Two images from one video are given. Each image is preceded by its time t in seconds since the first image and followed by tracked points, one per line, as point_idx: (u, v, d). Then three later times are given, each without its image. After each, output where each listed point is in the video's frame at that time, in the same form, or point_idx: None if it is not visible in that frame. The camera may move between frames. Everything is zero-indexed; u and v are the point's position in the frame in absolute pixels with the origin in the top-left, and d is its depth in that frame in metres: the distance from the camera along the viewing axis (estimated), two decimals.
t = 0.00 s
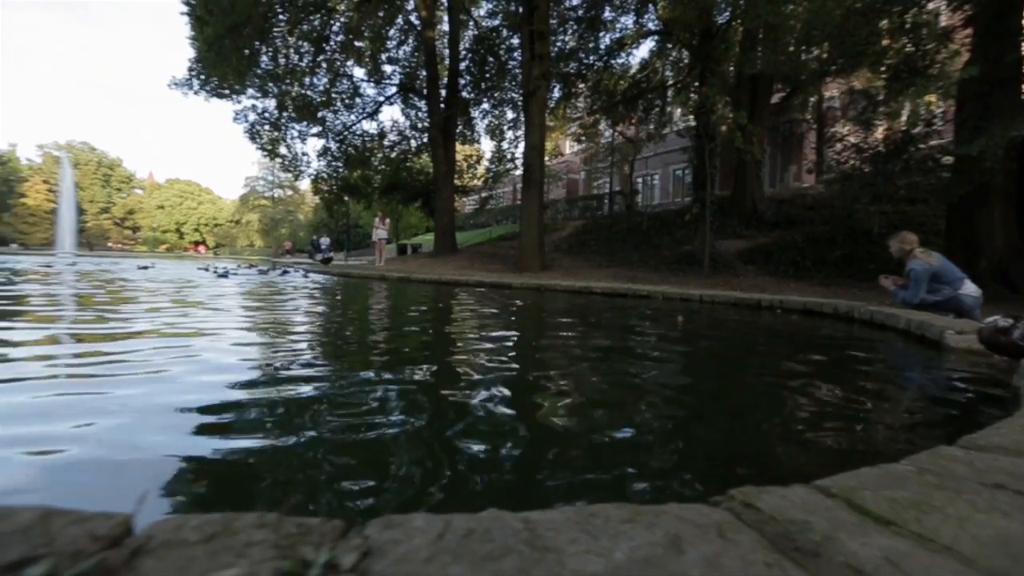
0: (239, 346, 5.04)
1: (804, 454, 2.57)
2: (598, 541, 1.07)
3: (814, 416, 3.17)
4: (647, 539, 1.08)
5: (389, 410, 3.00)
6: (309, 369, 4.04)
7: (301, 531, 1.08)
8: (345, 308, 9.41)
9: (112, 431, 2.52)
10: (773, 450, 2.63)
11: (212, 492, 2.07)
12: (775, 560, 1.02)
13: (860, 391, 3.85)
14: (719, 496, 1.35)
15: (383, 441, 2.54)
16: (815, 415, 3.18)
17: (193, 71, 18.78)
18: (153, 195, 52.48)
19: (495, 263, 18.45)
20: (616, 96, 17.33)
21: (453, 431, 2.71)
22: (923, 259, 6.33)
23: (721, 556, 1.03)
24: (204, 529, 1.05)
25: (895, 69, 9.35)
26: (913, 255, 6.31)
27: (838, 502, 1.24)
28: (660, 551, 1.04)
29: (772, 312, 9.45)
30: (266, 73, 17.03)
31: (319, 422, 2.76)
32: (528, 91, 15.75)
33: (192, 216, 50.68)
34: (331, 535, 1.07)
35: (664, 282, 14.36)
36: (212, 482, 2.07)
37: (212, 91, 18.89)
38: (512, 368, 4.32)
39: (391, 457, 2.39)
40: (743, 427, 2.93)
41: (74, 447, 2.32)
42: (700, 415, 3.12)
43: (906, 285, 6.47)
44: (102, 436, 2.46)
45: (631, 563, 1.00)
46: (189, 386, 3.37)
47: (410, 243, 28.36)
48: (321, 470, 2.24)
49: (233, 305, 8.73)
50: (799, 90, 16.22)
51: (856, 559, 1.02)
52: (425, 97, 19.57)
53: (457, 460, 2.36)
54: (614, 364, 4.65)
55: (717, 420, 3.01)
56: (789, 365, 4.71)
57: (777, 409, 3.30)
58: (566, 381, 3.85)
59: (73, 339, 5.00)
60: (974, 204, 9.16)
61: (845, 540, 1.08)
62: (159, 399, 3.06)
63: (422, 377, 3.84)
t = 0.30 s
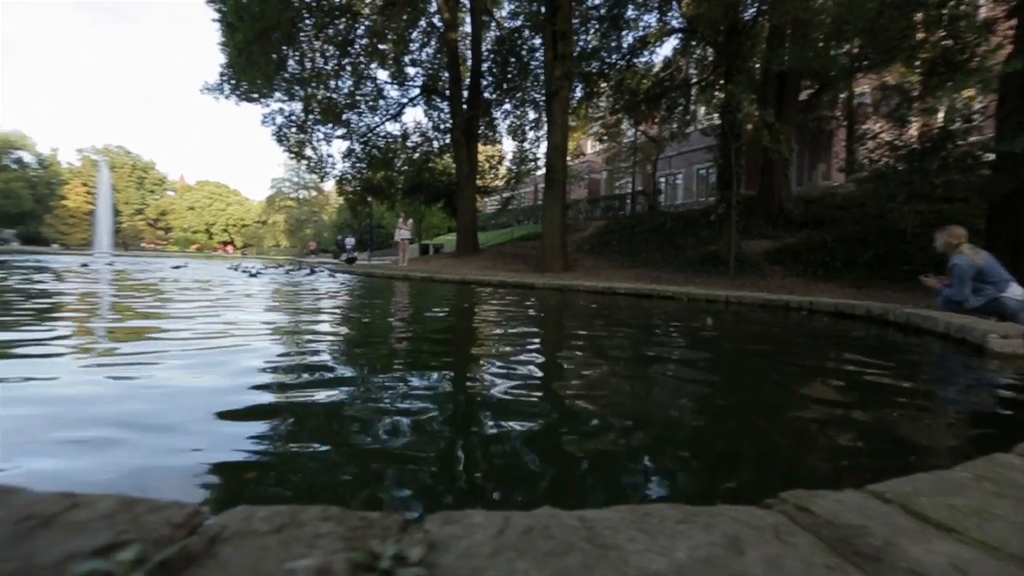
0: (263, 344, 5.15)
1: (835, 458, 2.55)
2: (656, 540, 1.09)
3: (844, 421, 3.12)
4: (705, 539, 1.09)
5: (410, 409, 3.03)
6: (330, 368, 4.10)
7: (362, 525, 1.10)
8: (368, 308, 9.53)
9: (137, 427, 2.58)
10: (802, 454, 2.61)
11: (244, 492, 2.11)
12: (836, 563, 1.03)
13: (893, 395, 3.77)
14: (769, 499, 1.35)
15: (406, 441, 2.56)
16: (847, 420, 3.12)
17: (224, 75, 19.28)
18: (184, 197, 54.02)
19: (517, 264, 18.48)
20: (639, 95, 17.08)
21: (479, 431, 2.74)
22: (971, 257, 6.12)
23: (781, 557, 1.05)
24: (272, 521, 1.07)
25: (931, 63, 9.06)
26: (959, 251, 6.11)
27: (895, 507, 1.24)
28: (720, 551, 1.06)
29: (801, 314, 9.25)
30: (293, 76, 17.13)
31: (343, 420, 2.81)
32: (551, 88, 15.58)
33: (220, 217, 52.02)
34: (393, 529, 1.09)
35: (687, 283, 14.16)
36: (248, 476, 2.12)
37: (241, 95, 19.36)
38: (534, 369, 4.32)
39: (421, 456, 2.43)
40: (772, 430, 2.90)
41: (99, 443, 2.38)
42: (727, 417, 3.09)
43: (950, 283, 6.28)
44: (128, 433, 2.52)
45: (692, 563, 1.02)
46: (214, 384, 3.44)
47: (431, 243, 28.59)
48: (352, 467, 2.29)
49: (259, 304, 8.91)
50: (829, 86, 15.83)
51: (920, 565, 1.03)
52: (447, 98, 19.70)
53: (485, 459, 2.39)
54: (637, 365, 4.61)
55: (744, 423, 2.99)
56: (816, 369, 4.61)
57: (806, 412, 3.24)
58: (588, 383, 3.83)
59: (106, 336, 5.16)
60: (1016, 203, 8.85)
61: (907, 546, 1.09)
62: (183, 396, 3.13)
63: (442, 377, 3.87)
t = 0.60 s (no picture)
0: (291, 343, 5.27)
1: (872, 462, 2.51)
2: (723, 543, 1.10)
3: (881, 425, 3.06)
4: (772, 542, 1.10)
5: (437, 407, 3.10)
6: (357, 367, 4.19)
7: (429, 521, 1.12)
8: (394, 308, 9.66)
9: (173, 421, 2.68)
10: (838, 457, 2.58)
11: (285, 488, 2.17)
12: (912, 569, 1.03)
13: (933, 399, 3.67)
14: (829, 505, 1.37)
15: (435, 440, 2.61)
16: (884, 424, 3.06)
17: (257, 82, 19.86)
18: (217, 200, 55.78)
19: (542, 265, 18.52)
20: (665, 94, 16.68)
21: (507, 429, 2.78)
22: None
23: (851, 561, 1.06)
24: (343, 514, 1.09)
25: (974, 55, 8.85)
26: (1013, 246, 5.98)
27: (965, 516, 1.23)
28: (787, 554, 1.07)
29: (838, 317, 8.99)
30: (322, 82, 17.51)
31: (372, 417, 2.88)
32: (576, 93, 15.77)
33: (251, 219, 53.48)
34: (460, 525, 1.10)
35: (714, 284, 13.91)
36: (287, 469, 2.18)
37: (273, 100, 19.90)
38: (559, 370, 4.33)
39: (452, 453, 2.48)
40: (805, 433, 2.87)
41: (138, 437, 2.45)
42: (758, 419, 3.06)
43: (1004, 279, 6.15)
44: (161, 428, 2.59)
45: (762, 564, 1.03)
46: (246, 380, 3.55)
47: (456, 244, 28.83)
48: (387, 463, 2.35)
49: (288, 305, 9.13)
50: (864, 82, 15.36)
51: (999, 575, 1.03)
52: (473, 100, 19.85)
53: (516, 458, 2.43)
54: (662, 367, 4.56)
55: (776, 425, 2.96)
56: (849, 372, 4.51)
57: (839, 416, 3.19)
58: (611, 384, 3.81)
59: (144, 335, 5.35)
60: None
61: (982, 556, 1.08)
62: (216, 390, 3.24)
63: (466, 377, 3.93)
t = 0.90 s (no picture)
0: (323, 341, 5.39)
1: (918, 467, 2.45)
2: (800, 547, 1.11)
3: (926, 429, 2.97)
4: (852, 547, 1.12)
5: (466, 404, 3.14)
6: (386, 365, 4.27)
7: (498, 518, 1.13)
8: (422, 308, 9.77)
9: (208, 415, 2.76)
10: (882, 463, 2.52)
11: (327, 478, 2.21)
12: None
13: (983, 403, 3.55)
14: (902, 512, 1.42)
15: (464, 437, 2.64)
16: (929, 426, 2.99)
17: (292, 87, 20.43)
18: (252, 201, 57.49)
19: (570, 265, 18.45)
20: (695, 90, 16.67)
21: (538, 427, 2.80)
22: None
23: (936, 568, 1.08)
24: (415, 508, 1.11)
25: None
26: None
27: None
28: (869, 559, 1.09)
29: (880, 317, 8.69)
30: (353, 85, 17.90)
31: (402, 411, 2.94)
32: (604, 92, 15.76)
33: (284, 220, 54.91)
34: (531, 521, 1.12)
35: (747, 284, 13.58)
36: (328, 461, 2.24)
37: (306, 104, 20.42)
38: (588, 370, 4.31)
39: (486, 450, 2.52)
40: (847, 436, 2.81)
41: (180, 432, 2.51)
42: (796, 421, 3.01)
43: None
44: (200, 423, 2.65)
45: (843, 567, 1.05)
46: (278, 376, 3.64)
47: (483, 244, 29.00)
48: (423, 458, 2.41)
49: (320, 304, 9.33)
50: (906, 73, 14.78)
51: None
52: (500, 100, 19.95)
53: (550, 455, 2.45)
54: (694, 368, 4.48)
55: (814, 428, 2.91)
56: (890, 374, 4.37)
57: (881, 419, 3.10)
58: (642, 385, 3.77)
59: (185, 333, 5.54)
60: None
61: None
62: (250, 385, 3.33)
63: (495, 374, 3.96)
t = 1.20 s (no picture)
0: (354, 339, 5.48)
1: (966, 474, 2.36)
2: (892, 558, 1.10)
3: (978, 437, 2.83)
4: (948, 560, 1.11)
5: (493, 402, 3.14)
6: (415, 363, 4.31)
7: (574, 517, 1.12)
8: (453, 307, 9.85)
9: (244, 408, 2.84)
10: (930, 471, 2.42)
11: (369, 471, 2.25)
12: None
13: None
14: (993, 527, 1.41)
15: (490, 434, 2.63)
16: (982, 432, 2.89)
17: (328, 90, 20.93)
18: (288, 202, 59.14)
19: (602, 264, 18.25)
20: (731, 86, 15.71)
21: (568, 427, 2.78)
22: None
23: None
24: (491, 505, 1.11)
25: None
26: None
27: None
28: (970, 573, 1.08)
29: (933, 320, 8.29)
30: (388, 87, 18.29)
31: (431, 407, 2.98)
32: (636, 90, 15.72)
33: (319, 220, 56.27)
34: (609, 521, 1.12)
35: (785, 284, 13.15)
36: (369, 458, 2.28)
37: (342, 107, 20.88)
38: (617, 370, 4.24)
39: (515, 446, 2.52)
40: (892, 441, 2.71)
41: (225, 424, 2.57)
42: (837, 426, 2.91)
43: None
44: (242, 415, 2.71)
45: None
46: (311, 372, 3.73)
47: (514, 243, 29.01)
48: (452, 454, 2.41)
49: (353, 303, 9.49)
50: (960, 62, 14.02)
51: None
52: (532, 99, 19.89)
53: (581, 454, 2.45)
54: (729, 370, 4.37)
55: (856, 432, 2.81)
56: (941, 378, 4.17)
57: (930, 425, 2.97)
58: (676, 386, 3.69)
59: (223, 329, 5.72)
60: None
61: None
62: (284, 380, 3.42)
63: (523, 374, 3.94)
